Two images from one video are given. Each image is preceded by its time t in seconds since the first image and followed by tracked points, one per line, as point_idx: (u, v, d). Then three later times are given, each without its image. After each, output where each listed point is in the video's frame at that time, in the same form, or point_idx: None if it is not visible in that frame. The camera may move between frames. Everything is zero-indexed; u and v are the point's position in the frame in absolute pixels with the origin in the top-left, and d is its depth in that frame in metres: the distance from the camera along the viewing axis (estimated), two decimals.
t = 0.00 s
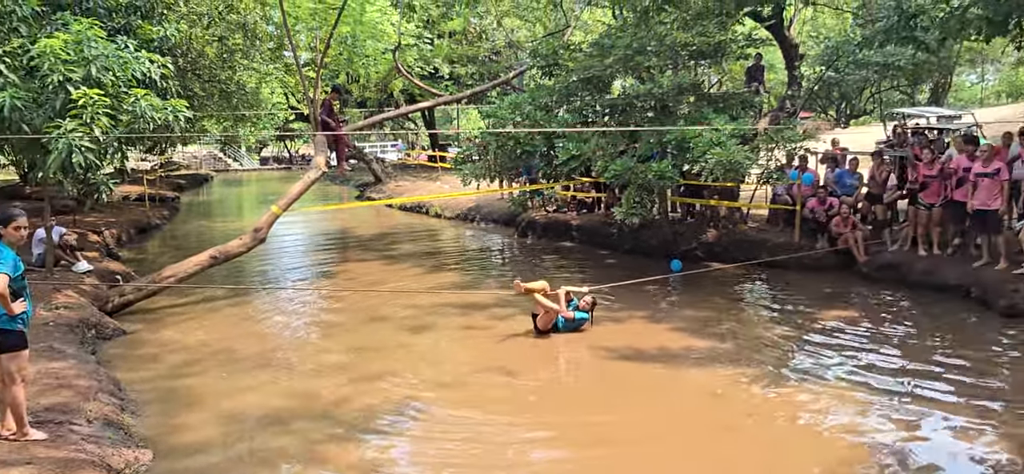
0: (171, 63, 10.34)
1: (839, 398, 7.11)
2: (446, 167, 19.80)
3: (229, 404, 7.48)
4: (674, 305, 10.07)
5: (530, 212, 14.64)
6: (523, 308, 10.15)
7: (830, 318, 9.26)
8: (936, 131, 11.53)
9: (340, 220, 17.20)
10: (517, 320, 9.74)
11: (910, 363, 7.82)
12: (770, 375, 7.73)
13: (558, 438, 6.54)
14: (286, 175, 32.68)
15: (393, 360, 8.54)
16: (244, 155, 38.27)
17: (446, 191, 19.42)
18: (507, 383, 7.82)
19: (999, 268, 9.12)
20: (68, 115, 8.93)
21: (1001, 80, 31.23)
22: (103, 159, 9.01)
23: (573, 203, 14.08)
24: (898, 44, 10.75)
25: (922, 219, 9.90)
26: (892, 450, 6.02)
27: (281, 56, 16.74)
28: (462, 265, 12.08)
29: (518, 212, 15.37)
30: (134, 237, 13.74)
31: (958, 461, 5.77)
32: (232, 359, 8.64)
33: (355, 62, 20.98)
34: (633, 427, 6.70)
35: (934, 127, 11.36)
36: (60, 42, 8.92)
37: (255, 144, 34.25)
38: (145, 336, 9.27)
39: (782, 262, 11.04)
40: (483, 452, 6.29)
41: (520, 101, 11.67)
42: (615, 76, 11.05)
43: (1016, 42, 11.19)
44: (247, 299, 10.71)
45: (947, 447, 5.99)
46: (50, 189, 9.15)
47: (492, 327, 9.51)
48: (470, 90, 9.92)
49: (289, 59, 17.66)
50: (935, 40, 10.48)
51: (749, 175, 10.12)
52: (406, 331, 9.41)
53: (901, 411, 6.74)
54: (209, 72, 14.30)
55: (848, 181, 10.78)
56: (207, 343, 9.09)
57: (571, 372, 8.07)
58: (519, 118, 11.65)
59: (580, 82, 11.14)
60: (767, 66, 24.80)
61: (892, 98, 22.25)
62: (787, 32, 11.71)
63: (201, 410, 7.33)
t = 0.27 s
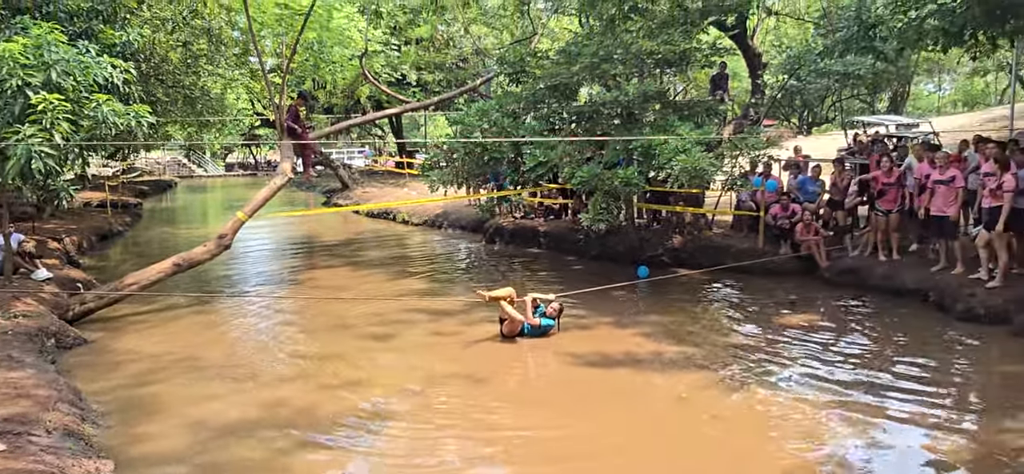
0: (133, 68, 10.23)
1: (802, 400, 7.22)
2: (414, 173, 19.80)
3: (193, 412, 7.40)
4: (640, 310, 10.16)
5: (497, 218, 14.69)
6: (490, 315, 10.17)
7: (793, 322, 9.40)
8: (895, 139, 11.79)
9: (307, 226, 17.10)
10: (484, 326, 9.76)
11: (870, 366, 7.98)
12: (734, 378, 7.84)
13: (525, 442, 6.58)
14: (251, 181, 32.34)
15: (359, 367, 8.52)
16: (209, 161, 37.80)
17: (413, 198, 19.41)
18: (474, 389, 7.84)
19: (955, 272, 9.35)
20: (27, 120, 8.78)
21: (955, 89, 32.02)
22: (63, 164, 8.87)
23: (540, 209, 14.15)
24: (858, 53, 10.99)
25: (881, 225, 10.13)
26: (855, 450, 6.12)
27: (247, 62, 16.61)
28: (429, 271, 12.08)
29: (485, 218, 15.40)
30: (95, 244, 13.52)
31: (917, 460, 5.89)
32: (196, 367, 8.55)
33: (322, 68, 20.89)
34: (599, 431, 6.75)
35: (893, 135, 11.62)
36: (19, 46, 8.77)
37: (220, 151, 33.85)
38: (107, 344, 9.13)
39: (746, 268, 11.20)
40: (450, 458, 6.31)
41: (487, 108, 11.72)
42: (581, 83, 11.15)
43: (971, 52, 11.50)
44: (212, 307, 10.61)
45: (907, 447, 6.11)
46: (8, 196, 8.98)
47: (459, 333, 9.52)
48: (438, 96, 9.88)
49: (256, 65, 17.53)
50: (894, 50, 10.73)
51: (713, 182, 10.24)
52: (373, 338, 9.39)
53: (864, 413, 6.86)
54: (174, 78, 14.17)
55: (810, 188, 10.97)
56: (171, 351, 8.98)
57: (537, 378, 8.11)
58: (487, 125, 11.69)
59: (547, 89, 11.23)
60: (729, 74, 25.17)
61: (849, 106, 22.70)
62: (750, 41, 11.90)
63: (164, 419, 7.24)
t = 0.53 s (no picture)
0: (108, 72, 10.15)
1: (777, 402, 7.31)
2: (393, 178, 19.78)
3: (168, 419, 7.35)
4: (618, 313, 10.23)
5: (476, 223, 14.73)
6: (468, 319, 10.19)
7: (769, 325, 9.51)
8: (867, 144, 11.98)
9: (285, 231, 17.04)
10: (462, 330, 9.77)
11: (844, 367, 8.09)
12: (710, 381, 7.92)
13: (503, 447, 6.60)
14: (229, 186, 32.11)
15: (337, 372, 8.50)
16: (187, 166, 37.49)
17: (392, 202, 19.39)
18: (452, 394, 7.85)
19: (927, 274, 9.52)
20: None
21: (926, 95, 32.48)
22: (36, 169, 8.79)
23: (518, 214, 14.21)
24: (831, 59, 11.15)
25: (855, 229, 10.28)
26: (827, 450, 6.21)
27: (224, 67, 16.52)
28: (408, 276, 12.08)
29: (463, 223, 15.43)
30: (70, 250, 13.37)
31: (887, 460, 5.99)
32: (171, 373, 8.49)
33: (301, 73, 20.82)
34: (576, 435, 6.79)
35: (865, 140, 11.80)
36: None
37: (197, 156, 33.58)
38: (81, 351, 9.04)
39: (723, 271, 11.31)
40: (428, 463, 6.32)
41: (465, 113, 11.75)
42: (559, 88, 11.22)
43: (941, 59, 11.71)
44: (188, 312, 10.54)
45: (878, 447, 6.21)
46: None
47: (438, 338, 9.53)
48: (416, 100, 9.86)
49: (233, 70, 17.43)
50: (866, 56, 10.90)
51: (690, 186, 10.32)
52: (351, 342, 9.37)
53: (837, 414, 6.95)
54: (151, 82, 14.08)
55: (785, 192, 11.05)
56: (146, 357, 8.92)
57: (516, 382, 8.14)
58: (465, 130, 11.75)
59: (524, 94, 11.29)
60: (704, 80, 25.37)
61: (822, 112, 22.98)
62: (725, 47, 12.04)
63: (139, 426, 7.19)
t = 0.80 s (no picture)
0: (94, 79, 10.31)
1: (744, 398, 7.66)
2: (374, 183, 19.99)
3: (155, 421, 7.54)
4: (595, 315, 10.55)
5: (457, 226, 15.01)
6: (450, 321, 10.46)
7: (740, 325, 9.88)
8: (834, 149, 12.41)
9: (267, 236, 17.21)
10: (444, 332, 10.03)
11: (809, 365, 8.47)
12: (682, 379, 8.25)
13: (482, 445, 6.87)
14: (212, 191, 32.12)
15: (322, 373, 8.73)
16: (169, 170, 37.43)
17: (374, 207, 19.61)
18: (433, 394, 8.11)
19: (892, 275, 9.94)
20: None
21: (890, 103, 33.27)
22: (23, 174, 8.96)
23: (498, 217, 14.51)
24: (799, 67, 11.56)
25: (823, 231, 10.69)
26: (790, 444, 6.56)
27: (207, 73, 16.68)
28: (390, 278, 12.33)
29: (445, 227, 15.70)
30: (55, 254, 13.48)
31: (845, 452, 6.35)
32: (158, 376, 8.67)
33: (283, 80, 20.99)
34: (553, 432, 7.08)
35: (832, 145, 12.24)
36: None
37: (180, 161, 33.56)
38: (68, 354, 9.19)
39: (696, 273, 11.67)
40: (410, 461, 6.57)
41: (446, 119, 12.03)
42: (537, 95, 11.55)
43: (904, 67, 12.16)
44: (174, 315, 10.71)
45: (838, 441, 6.57)
46: None
47: (420, 340, 9.79)
48: (397, 107, 10.09)
49: (216, 76, 17.57)
50: (832, 65, 11.32)
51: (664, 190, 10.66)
52: (335, 345, 9.59)
53: (801, 410, 7.31)
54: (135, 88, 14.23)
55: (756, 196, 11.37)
56: (132, 360, 9.09)
57: (495, 382, 8.42)
58: (445, 136, 12.00)
59: (504, 101, 11.61)
60: (681, 87, 25.85)
61: (795, 118, 23.54)
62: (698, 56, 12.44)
63: (127, 428, 7.37)
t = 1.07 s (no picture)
0: (73, 84, 10.31)
1: (716, 398, 7.86)
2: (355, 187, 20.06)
3: (135, 425, 7.60)
4: (572, 316, 10.72)
5: (437, 229, 15.15)
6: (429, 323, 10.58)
7: (713, 325, 10.09)
8: (806, 152, 12.68)
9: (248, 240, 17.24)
10: (423, 335, 10.16)
11: (780, 364, 8.69)
12: (656, 380, 8.44)
13: (459, 447, 7.01)
14: (193, 195, 32.01)
15: (302, 376, 8.83)
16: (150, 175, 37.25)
17: (355, 210, 19.69)
18: (412, 396, 8.23)
19: (866, 273, 10.18)
20: None
21: (862, 107, 33.80)
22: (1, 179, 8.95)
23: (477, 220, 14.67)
24: (771, 72, 11.82)
25: (796, 232, 10.94)
26: (758, 441, 6.77)
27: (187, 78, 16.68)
28: (371, 281, 12.44)
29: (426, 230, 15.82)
30: (35, 259, 13.45)
31: (811, 449, 6.57)
32: (138, 381, 8.72)
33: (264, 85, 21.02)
34: (528, 433, 7.24)
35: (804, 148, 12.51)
36: None
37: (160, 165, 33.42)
38: (47, 360, 9.21)
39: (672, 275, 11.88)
40: (388, 463, 6.69)
41: (425, 123, 12.16)
42: (514, 99, 11.72)
43: (873, 72, 12.46)
44: (154, 320, 10.75)
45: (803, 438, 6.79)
46: None
47: (400, 342, 9.91)
48: (376, 113, 10.19)
49: (196, 81, 17.56)
50: (803, 69, 11.58)
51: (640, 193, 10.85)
52: (315, 348, 9.68)
53: (770, 409, 7.52)
54: (115, 93, 14.22)
55: (730, 198, 11.77)
56: (112, 365, 9.13)
57: (473, 384, 8.56)
58: (424, 140, 12.05)
59: (483, 105, 11.78)
60: (658, 91, 26.14)
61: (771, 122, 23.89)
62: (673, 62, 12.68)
63: (107, 433, 7.43)
